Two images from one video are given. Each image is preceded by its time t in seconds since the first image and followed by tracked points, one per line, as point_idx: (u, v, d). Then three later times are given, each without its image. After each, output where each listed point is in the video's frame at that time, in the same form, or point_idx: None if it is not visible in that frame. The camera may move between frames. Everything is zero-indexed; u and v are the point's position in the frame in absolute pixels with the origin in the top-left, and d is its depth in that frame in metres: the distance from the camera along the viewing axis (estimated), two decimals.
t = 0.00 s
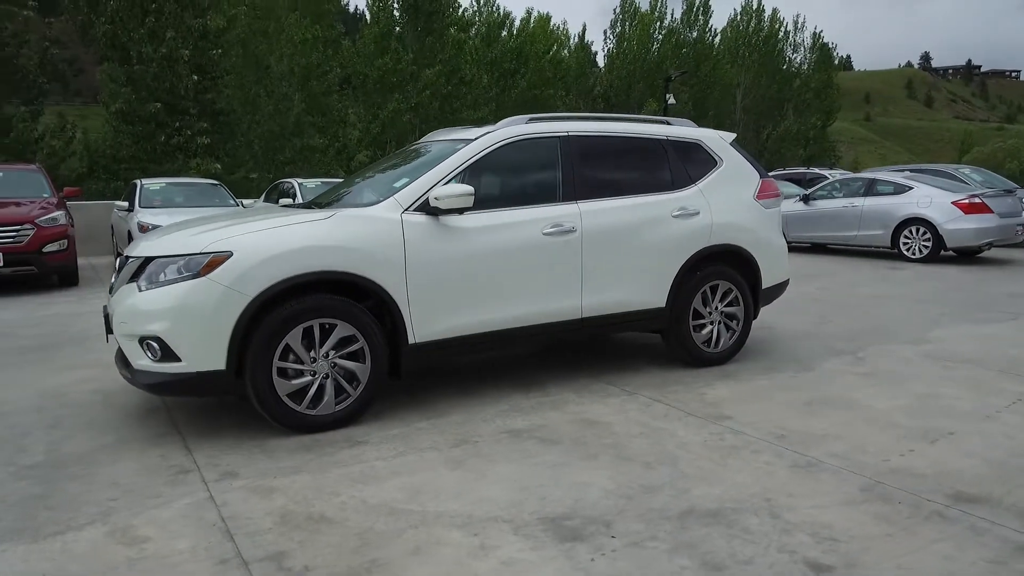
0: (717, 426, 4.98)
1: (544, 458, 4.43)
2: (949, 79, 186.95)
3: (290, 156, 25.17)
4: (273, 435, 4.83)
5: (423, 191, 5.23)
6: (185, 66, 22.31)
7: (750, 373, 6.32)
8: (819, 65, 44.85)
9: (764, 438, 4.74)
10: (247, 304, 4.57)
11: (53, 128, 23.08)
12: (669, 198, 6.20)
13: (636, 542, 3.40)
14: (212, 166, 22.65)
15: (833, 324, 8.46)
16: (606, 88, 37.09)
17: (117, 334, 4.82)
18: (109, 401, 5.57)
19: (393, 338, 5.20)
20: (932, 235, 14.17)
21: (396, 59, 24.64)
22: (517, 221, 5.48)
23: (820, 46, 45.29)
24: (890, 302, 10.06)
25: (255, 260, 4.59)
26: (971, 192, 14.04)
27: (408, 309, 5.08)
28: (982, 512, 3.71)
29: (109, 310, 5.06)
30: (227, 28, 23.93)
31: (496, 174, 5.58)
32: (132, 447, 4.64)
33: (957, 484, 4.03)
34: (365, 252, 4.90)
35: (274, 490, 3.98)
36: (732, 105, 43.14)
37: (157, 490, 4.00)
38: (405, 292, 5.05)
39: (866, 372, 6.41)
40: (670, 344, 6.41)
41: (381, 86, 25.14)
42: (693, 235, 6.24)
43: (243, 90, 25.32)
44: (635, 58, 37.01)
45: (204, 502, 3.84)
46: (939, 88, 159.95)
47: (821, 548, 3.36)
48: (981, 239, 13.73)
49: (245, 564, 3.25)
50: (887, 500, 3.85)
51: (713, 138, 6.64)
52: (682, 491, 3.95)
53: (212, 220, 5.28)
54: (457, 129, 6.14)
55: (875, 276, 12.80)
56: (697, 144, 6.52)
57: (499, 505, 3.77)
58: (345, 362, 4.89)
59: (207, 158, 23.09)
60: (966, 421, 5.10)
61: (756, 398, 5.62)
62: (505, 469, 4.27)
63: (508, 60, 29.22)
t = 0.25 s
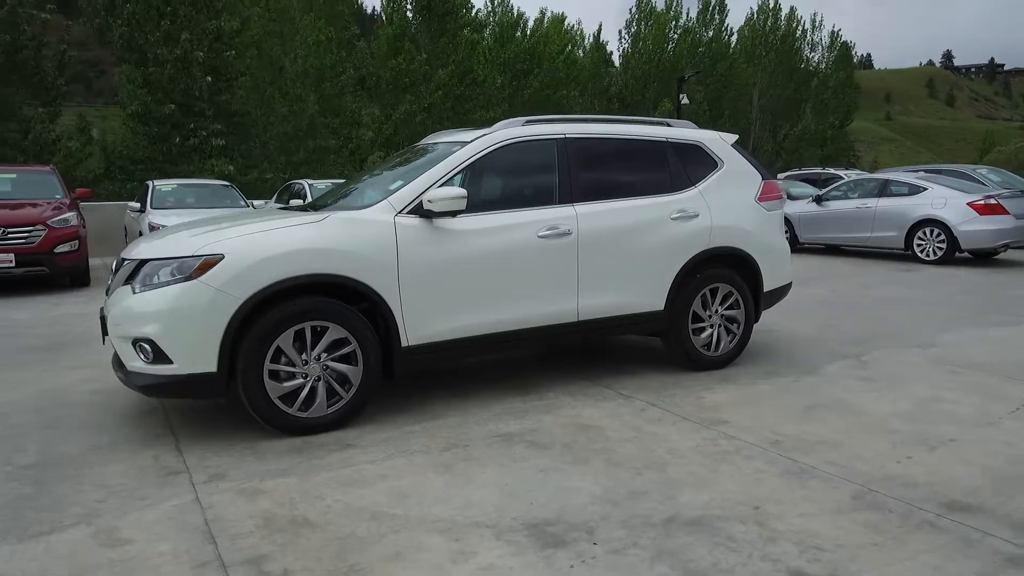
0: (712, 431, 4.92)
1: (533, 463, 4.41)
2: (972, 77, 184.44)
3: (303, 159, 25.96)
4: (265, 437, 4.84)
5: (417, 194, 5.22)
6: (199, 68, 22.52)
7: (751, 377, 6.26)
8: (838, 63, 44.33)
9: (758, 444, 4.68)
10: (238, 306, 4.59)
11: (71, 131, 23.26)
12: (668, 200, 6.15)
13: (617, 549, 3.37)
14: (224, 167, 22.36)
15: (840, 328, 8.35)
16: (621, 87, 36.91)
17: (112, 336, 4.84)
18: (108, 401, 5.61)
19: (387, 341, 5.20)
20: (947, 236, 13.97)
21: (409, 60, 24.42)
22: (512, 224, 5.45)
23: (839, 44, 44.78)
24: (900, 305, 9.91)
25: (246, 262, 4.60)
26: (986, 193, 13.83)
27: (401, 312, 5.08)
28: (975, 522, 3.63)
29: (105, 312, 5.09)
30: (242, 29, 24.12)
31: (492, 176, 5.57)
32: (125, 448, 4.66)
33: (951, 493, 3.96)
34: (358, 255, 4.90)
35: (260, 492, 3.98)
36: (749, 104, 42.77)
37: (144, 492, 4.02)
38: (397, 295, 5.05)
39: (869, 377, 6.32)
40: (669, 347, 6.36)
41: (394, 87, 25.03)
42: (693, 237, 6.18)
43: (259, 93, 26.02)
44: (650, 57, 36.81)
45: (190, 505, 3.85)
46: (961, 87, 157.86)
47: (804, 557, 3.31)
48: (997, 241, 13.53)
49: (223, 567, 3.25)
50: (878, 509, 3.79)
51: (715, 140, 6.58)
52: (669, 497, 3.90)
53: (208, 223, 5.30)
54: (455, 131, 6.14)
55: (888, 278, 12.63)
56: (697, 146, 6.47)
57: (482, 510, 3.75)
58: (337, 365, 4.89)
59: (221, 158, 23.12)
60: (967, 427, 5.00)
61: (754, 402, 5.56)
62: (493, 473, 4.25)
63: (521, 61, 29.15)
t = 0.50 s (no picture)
0: (706, 435, 4.84)
1: (521, 466, 4.35)
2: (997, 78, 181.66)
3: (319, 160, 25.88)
4: (254, 438, 4.82)
5: (409, 194, 5.18)
6: (214, 69, 22.71)
7: (751, 380, 6.15)
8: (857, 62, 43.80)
9: (752, 449, 4.59)
10: (226, 306, 4.57)
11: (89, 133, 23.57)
12: (667, 200, 6.07)
13: (596, 556, 3.31)
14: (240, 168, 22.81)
15: (848, 331, 8.21)
16: (637, 88, 36.68)
17: (103, 336, 4.85)
18: (104, 401, 5.63)
19: (378, 343, 5.17)
20: (963, 237, 13.73)
21: (422, 61, 24.40)
22: (506, 224, 5.40)
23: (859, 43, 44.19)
24: (912, 308, 9.73)
25: (234, 263, 4.59)
26: (1004, 194, 13.56)
27: (392, 313, 5.04)
28: (970, 532, 3.52)
29: (97, 311, 5.09)
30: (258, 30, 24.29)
31: (485, 176, 5.52)
32: (115, 448, 4.66)
33: (946, 501, 3.85)
34: (348, 256, 4.87)
35: (243, 494, 3.96)
36: (767, 104, 42.32)
37: (128, 492, 4.01)
38: (388, 296, 5.02)
39: (873, 381, 6.19)
40: (668, 350, 6.27)
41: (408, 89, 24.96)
42: (692, 238, 6.09)
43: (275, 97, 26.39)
44: (666, 58, 36.64)
45: (172, 505, 3.83)
46: (985, 87, 155.55)
47: (789, 566, 3.22)
48: (1015, 242, 13.28)
49: (197, 570, 3.23)
50: (870, 517, 3.69)
51: (717, 139, 6.49)
52: (656, 503, 3.83)
53: (202, 222, 5.29)
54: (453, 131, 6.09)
55: (902, 279, 12.42)
56: (698, 146, 6.38)
57: (464, 515, 3.69)
58: (327, 366, 4.86)
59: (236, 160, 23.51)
60: (969, 434, 4.88)
61: (752, 406, 5.46)
62: (479, 477, 4.20)
63: (535, 62, 29.06)
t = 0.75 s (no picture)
0: (710, 441, 4.77)
1: (519, 470, 4.31)
2: None
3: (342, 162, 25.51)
4: (255, 439, 4.84)
5: (411, 196, 5.17)
6: (239, 72, 23.07)
7: (761, 385, 6.04)
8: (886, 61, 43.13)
9: (756, 455, 4.51)
10: (227, 308, 4.60)
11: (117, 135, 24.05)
12: (674, 202, 6.00)
13: (586, 564, 3.26)
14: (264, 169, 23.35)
15: (866, 334, 8.04)
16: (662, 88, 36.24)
17: (108, 337, 4.90)
18: (113, 401, 5.69)
19: (380, 345, 5.17)
20: (991, 239, 13.43)
21: (443, 63, 24.55)
22: (508, 226, 5.37)
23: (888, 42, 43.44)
24: (934, 312, 9.52)
25: (235, 265, 4.61)
26: None
27: (393, 315, 5.04)
28: (975, 547, 3.41)
29: (104, 312, 5.15)
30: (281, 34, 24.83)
31: (488, 178, 5.50)
32: (119, 448, 4.71)
33: (952, 513, 3.74)
34: (349, 258, 4.87)
35: (238, 496, 3.97)
36: (794, 104, 41.59)
37: (127, 492, 4.04)
38: (389, 298, 5.01)
39: (887, 387, 6.06)
40: (676, 354, 6.19)
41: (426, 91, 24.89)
42: (700, 241, 6.01)
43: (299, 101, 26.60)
44: (691, 58, 36.24)
45: (168, 506, 3.85)
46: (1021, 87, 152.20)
47: None
48: None
49: (186, 571, 3.24)
50: (871, 528, 3.60)
51: (727, 140, 6.40)
52: (652, 510, 3.77)
53: (208, 224, 5.33)
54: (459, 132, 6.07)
55: (927, 282, 12.16)
56: (707, 147, 6.30)
57: (456, 519, 3.66)
58: (327, 368, 4.86)
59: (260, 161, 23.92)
60: (982, 442, 4.74)
61: (760, 412, 5.35)
62: (476, 481, 4.17)
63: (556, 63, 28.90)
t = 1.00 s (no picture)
0: (715, 444, 4.71)
1: (520, 472, 4.31)
2: None
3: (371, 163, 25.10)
4: (263, 437, 4.90)
5: (419, 197, 5.20)
6: (269, 75, 23.35)
7: (775, 388, 5.95)
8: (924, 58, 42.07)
9: (762, 460, 4.44)
10: (235, 308, 4.66)
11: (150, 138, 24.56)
12: (686, 203, 5.94)
13: (577, 566, 3.25)
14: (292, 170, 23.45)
15: (888, 338, 7.88)
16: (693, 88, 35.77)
17: (122, 335, 5.00)
18: (129, 397, 5.81)
19: (387, 346, 5.19)
20: None
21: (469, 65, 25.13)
22: (516, 227, 5.37)
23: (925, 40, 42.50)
24: (961, 315, 9.31)
25: (242, 265, 4.68)
26: None
27: (400, 316, 5.06)
28: (979, 556, 3.32)
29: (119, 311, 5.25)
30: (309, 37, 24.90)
31: (497, 179, 5.50)
32: (130, 443, 4.80)
33: (958, 522, 3.65)
34: (356, 258, 4.91)
35: (241, 493, 4.02)
36: (828, 103, 40.76)
37: (133, 487, 4.12)
38: (395, 299, 5.04)
39: (904, 391, 5.93)
40: (688, 357, 6.12)
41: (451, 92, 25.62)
42: (712, 242, 5.94)
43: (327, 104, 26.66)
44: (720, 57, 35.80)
45: (171, 502, 3.92)
46: None
47: None
48: None
49: (182, 566, 3.29)
50: (873, 536, 3.52)
51: (742, 140, 6.32)
52: (649, 514, 3.74)
53: (221, 225, 5.42)
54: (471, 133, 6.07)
55: (957, 285, 11.88)
56: (721, 147, 6.23)
57: (451, 520, 3.67)
58: (334, 368, 4.90)
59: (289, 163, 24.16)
60: (997, 450, 4.62)
61: (770, 417, 5.28)
62: (475, 482, 4.17)
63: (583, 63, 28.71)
